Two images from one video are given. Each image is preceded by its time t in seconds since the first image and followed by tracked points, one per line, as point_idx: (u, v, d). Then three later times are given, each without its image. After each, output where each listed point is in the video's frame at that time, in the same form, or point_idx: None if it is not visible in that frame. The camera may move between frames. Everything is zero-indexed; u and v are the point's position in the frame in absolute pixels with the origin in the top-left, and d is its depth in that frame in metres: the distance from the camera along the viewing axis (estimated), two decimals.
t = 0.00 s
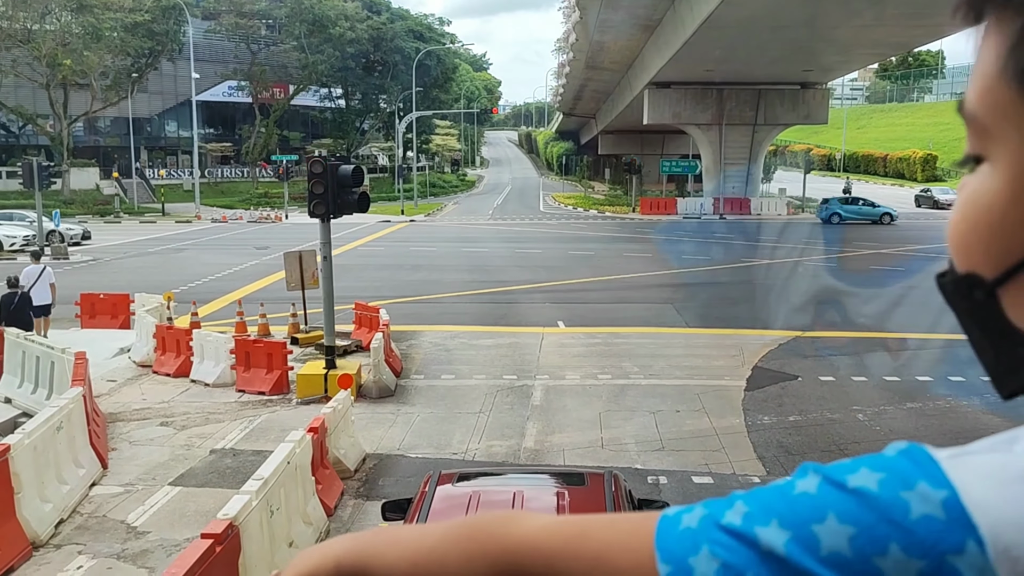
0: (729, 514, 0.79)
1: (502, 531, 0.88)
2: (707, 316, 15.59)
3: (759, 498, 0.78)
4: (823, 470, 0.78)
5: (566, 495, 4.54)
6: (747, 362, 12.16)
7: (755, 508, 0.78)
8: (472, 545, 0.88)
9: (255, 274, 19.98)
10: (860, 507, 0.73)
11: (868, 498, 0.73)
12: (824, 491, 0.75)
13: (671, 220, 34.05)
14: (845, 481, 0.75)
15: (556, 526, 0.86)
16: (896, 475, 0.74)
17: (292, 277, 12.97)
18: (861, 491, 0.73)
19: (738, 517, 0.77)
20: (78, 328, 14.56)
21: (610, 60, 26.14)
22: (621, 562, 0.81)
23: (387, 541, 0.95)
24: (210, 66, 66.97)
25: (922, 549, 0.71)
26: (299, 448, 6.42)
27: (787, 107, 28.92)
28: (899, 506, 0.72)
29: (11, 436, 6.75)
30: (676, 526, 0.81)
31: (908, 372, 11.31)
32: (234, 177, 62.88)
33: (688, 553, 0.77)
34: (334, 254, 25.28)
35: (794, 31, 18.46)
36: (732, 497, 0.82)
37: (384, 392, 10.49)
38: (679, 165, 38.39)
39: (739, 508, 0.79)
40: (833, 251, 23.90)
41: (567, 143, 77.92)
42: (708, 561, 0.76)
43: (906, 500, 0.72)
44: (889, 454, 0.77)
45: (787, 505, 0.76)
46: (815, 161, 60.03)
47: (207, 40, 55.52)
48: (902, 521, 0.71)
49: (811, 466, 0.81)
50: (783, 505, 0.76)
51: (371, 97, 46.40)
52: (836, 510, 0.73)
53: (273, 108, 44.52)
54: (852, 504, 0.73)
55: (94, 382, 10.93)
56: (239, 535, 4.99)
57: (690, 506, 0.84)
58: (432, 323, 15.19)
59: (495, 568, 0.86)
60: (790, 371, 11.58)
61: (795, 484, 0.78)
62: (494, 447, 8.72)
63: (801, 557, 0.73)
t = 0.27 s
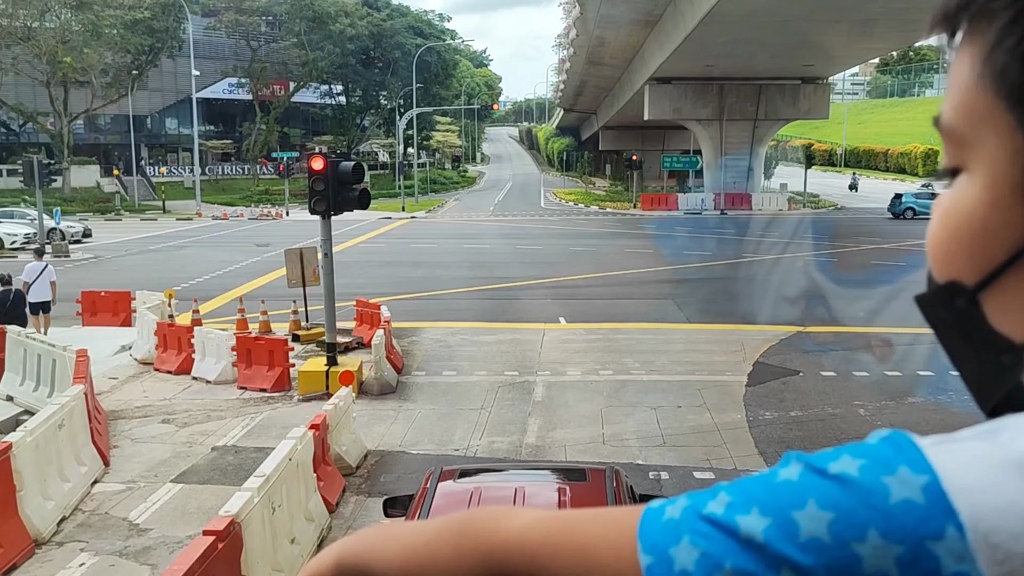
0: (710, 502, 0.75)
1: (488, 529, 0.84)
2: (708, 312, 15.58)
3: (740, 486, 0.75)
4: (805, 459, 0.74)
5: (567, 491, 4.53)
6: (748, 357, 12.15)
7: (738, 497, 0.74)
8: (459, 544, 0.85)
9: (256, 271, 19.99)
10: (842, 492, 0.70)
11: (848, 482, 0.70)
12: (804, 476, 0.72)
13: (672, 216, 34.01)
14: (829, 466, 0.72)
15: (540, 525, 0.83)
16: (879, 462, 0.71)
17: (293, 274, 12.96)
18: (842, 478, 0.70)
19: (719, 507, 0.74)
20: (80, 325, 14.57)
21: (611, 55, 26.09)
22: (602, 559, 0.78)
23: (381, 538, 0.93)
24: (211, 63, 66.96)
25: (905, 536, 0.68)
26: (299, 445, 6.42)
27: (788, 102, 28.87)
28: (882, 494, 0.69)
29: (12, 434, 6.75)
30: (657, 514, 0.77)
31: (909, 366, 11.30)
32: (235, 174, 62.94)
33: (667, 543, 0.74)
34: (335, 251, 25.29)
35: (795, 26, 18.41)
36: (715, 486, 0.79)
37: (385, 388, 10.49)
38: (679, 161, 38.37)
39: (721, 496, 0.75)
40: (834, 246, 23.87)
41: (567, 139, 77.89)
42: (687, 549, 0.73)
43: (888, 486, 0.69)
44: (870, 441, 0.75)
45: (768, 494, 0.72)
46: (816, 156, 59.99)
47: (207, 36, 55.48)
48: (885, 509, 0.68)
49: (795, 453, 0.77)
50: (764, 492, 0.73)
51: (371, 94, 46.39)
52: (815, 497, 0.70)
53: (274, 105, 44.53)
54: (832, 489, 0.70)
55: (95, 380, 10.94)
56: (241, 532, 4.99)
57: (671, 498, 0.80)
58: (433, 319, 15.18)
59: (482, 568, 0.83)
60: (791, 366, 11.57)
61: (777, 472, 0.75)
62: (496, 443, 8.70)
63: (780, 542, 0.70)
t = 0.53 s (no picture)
0: (721, 493, 0.77)
1: (495, 524, 0.85)
2: (710, 308, 15.57)
3: (753, 477, 0.77)
4: (816, 447, 0.76)
5: (569, 487, 4.54)
6: (750, 353, 12.15)
7: (747, 489, 0.76)
8: (465, 544, 0.86)
9: (257, 269, 19.99)
10: (854, 480, 0.71)
11: (859, 472, 0.72)
12: (816, 466, 0.74)
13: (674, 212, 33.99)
14: (839, 455, 0.73)
15: (546, 522, 0.84)
16: (890, 450, 0.72)
17: (294, 272, 12.96)
18: (854, 466, 0.72)
19: (730, 497, 0.76)
20: (82, 324, 14.58)
21: (611, 51, 26.04)
22: (613, 554, 0.79)
23: (386, 539, 0.94)
24: (210, 62, 66.95)
25: (917, 523, 0.69)
26: (303, 443, 6.44)
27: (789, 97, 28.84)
28: (893, 481, 0.70)
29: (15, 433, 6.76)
30: (668, 508, 0.79)
31: (911, 361, 11.31)
32: (235, 172, 62.89)
33: (680, 531, 0.76)
34: (336, 248, 25.29)
35: (796, 21, 18.38)
36: (725, 478, 0.80)
37: (386, 386, 10.50)
38: (680, 157, 38.33)
39: (732, 488, 0.77)
40: (835, 241, 23.86)
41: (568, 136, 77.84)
42: (697, 541, 0.75)
43: (899, 473, 0.71)
44: (880, 431, 0.77)
45: (779, 484, 0.74)
46: (817, 151, 59.96)
47: (206, 34, 55.42)
48: (896, 495, 0.70)
49: (806, 443, 0.79)
50: (776, 483, 0.74)
51: (371, 91, 46.37)
52: (827, 485, 0.71)
53: (274, 103, 44.47)
54: (843, 479, 0.72)
55: (97, 379, 10.94)
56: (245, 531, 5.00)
57: (681, 492, 0.82)
58: (434, 316, 15.18)
59: (490, 563, 0.84)
60: (793, 361, 11.57)
61: (787, 462, 0.77)
62: (498, 440, 8.71)
63: (790, 531, 0.71)
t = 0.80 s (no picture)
0: (719, 505, 0.77)
1: (491, 530, 0.85)
2: (710, 304, 15.58)
3: (752, 489, 0.77)
4: (814, 461, 0.77)
5: (571, 484, 4.53)
6: (750, 349, 12.16)
7: (747, 499, 0.76)
8: (463, 552, 0.87)
9: (257, 268, 19.98)
10: (853, 493, 0.71)
11: (858, 484, 0.72)
12: (814, 478, 0.74)
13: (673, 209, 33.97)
14: (840, 467, 0.74)
15: (542, 530, 0.84)
16: (890, 462, 0.72)
17: (293, 270, 12.94)
18: (852, 478, 0.72)
19: (728, 509, 0.76)
20: (82, 324, 14.57)
21: (610, 48, 26.01)
22: (608, 560, 0.79)
23: (383, 539, 0.94)
24: (209, 60, 66.84)
25: (916, 535, 0.69)
26: (303, 442, 6.43)
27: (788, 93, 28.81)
28: (892, 494, 0.70)
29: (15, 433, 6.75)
30: (667, 519, 0.79)
31: (910, 357, 11.31)
32: (234, 171, 62.86)
33: (678, 542, 0.76)
34: (336, 246, 25.27)
35: (795, 16, 18.36)
36: (725, 488, 0.81)
37: (387, 383, 10.49)
38: (679, 154, 38.30)
39: (730, 497, 0.77)
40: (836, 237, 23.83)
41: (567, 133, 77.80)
42: (696, 553, 0.75)
43: (899, 486, 0.71)
44: (881, 441, 0.77)
45: (778, 495, 0.74)
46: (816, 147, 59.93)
47: (205, 32, 55.35)
48: (894, 508, 0.70)
49: (804, 454, 0.79)
50: (774, 494, 0.75)
51: (370, 89, 46.36)
52: (826, 497, 0.72)
53: (273, 101, 44.46)
54: (844, 492, 0.72)
55: (98, 378, 10.94)
56: (245, 529, 4.99)
57: (680, 502, 0.82)
58: (434, 314, 15.17)
59: (487, 570, 0.84)
60: (794, 357, 11.57)
61: (788, 474, 0.77)
62: (499, 438, 8.71)
63: (789, 545, 0.72)
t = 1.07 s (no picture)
0: (714, 510, 0.78)
1: (488, 532, 0.86)
2: (710, 301, 15.58)
3: (749, 493, 0.78)
4: (810, 465, 0.78)
5: (572, 481, 4.54)
6: (750, 346, 12.17)
7: (743, 504, 0.77)
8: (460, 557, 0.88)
9: (257, 267, 19.98)
10: (848, 499, 0.72)
11: (854, 489, 0.72)
12: (811, 485, 0.75)
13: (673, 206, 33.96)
14: (834, 474, 0.74)
15: (537, 533, 0.84)
16: (886, 469, 0.73)
17: (294, 269, 12.95)
18: (849, 485, 0.73)
19: (724, 514, 0.76)
20: (82, 324, 14.58)
21: (609, 45, 25.99)
22: (603, 563, 0.80)
23: (382, 538, 0.95)
24: (208, 60, 66.80)
25: (911, 543, 0.69)
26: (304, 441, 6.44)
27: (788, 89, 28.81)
28: (887, 500, 0.71)
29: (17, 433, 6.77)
30: (665, 521, 0.80)
31: (910, 353, 11.32)
32: (234, 170, 62.86)
33: (673, 548, 0.77)
34: (336, 245, 25.29)
35: (794, 14, 18.35)
36: (721, 493, 0.81)
37: (388, 382, 10.51)
38: (679, 151, 38.30)
39: (725, 503, 0.78)
40: (836, 233, 23.84)
41: (567, 131, 77.80)
42: (693, 557, 0.76)
43: (895, 492, 0.71)
44: (875, 447, 0.77)
45: (773, 500, 0.75)
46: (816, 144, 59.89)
47: (203, 32, 55.32)
48: (890, 514, 0.70)
49: (800, 459, 0.80)
50: (770, 500, 0.75)
51: (369, 88, 46.34)
52: (823, 504, 0.72)
53: (272, 100, 44.45)
54: (838, 496, 0.73)
55: (98, 378, 10.95)
56: (247, 528, 5.00)
57: (677, 506, 0.83)
58: (435, 312, 15.18)
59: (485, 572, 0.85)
60: (794, 354, 11.58)
61: (783, 480, 0.78)
62: (500, 435, 8.72)
63: (787, 553, 0.72)
